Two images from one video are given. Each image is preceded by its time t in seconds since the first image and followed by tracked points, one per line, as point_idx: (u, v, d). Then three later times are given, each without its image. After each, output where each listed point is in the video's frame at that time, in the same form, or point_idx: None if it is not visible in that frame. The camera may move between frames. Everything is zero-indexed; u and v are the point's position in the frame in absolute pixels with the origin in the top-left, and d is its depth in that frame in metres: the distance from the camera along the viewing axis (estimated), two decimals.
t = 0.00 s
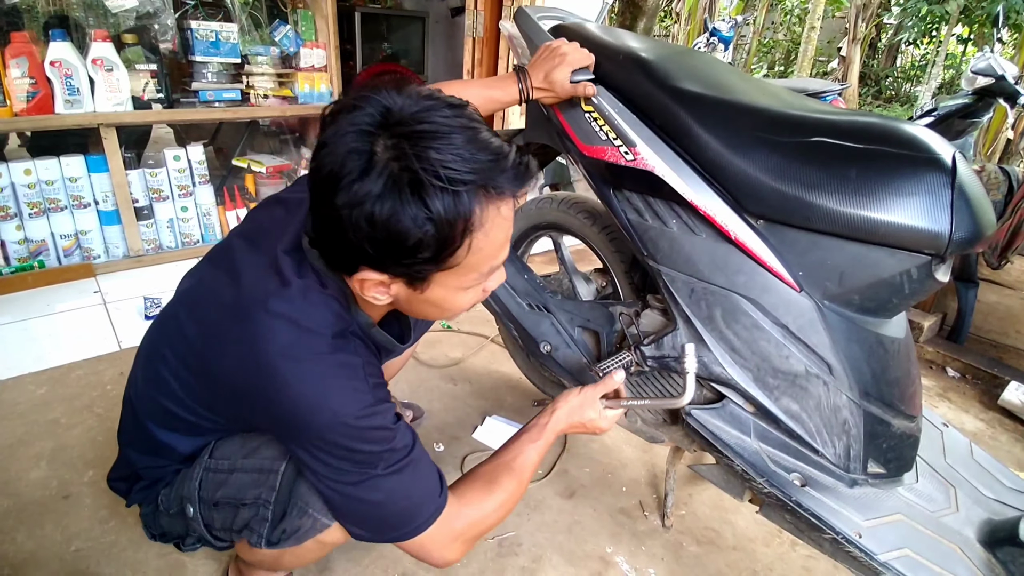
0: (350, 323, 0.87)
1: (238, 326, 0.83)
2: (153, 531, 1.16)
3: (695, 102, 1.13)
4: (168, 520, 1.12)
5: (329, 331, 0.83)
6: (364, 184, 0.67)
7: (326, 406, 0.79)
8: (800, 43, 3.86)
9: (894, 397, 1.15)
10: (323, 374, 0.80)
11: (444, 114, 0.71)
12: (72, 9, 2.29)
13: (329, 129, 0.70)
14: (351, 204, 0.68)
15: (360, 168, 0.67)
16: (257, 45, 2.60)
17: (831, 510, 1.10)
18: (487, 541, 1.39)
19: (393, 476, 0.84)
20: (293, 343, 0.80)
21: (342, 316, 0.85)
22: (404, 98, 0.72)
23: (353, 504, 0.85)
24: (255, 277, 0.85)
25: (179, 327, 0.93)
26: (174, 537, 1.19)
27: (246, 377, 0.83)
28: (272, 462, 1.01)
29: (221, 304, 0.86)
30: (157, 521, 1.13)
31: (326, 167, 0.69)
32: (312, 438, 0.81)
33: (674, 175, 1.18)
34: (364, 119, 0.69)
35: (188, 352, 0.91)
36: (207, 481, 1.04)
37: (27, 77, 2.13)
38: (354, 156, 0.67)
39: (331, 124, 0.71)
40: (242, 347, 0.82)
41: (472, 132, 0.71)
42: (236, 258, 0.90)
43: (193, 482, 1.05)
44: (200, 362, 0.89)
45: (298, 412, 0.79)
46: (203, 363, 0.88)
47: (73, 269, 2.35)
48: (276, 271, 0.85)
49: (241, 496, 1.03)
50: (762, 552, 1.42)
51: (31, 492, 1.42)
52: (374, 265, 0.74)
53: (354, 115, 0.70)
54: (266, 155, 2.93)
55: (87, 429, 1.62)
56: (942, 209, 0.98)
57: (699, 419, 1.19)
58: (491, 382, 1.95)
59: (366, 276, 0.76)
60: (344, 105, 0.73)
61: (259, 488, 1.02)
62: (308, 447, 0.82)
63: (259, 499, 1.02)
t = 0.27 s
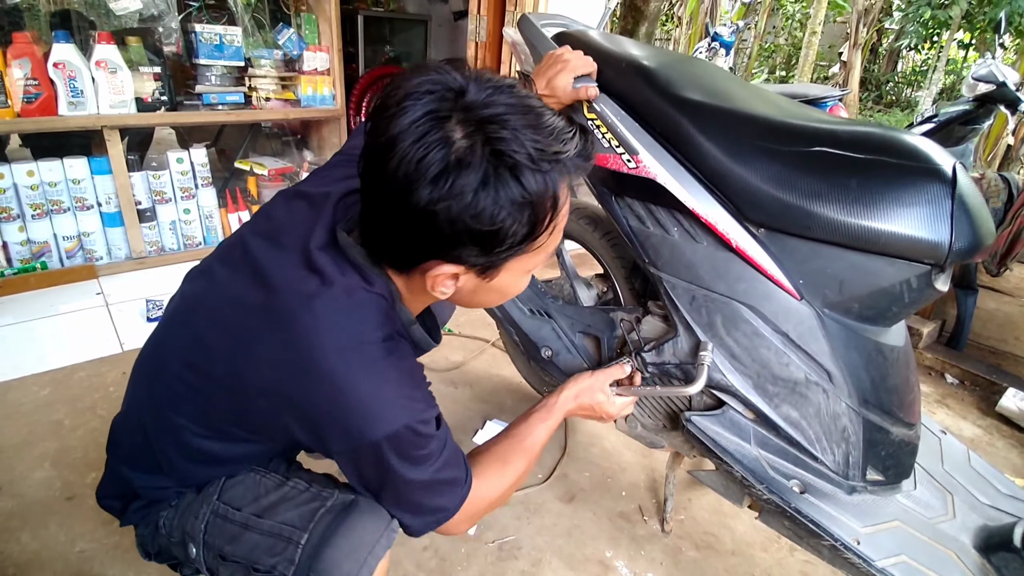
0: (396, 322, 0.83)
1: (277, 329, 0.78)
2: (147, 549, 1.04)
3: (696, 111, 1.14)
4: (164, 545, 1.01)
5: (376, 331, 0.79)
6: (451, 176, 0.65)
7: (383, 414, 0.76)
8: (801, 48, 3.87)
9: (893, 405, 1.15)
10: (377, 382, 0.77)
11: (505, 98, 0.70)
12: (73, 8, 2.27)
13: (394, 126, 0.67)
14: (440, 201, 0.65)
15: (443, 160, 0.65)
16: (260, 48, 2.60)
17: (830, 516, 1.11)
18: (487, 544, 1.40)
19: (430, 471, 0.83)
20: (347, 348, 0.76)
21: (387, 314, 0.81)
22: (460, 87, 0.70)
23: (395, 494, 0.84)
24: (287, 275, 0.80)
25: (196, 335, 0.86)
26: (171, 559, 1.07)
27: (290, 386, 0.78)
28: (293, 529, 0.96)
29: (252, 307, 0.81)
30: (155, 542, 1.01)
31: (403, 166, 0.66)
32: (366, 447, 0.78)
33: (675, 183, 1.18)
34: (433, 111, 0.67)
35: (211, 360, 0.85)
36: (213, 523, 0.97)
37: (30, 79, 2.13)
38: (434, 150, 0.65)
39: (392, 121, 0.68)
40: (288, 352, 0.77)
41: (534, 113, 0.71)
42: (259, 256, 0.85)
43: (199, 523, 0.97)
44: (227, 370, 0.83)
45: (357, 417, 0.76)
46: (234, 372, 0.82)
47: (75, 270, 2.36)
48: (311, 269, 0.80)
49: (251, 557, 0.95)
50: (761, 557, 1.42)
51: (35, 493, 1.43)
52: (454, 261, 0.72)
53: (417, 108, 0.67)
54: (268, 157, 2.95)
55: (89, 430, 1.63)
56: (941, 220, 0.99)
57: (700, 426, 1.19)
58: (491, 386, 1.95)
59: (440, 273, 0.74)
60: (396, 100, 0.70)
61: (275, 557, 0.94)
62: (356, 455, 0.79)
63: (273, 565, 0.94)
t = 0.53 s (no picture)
0: (413, 356, 0.83)
1: (295, 378, 0.77)
2: (164, 559, 1.04)
3: (695, 111, 1.14)
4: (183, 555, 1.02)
5: (397, 379, 0.79)
6: (528, 207, 0.65)
7: (399, 466, 0.77)
8: (797, 48, 3.88)
9: (893, 405, 1.15)
10: (394, 434, 0.77)
11: (536, 104, 0.68)
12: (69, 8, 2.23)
13: (446, 171, 0.64)
14: (525, 234, 0.66)
15: (520, 197, 0.64)
16: (257, 48, 2.59)
17: (831, 517, 1.11)
18: (487, 546, 1.39)
19: (443, 501, 0.84)
20: (365, 401, 0.76)
21: (405, 359, 0.81)
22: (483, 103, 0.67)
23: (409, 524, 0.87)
24: (305, 319, 0.78)
25: (212, 367, 0.85)
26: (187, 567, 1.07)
27: (307, 434, 0.78)
28: (350, 550, 0.96)
29: (269, 350, 0.80)
30: (174, 554, 1.02)
31: (476, 211, 0.64)
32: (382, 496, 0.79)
33: (674, 183, 1.18)
34: (484, 148, 0.64)
35: (226, 395, 0.84)
36: (256, 540, 0.98)
37: (26, 80, 2.12)
38: (504, 187, 0.64)
39: (443, 166, 0.64)
40: (303, 403, 0.77)
41: (564, 108, 0.69)
42: (272, 294, 0.82)
43: (237, 537, 0.98)
44: (241, 408, 0.83)
45: (374, 470, 0.77)
46: (249, 413, 0.82)
47: (71, 272, 2.35)
48: (328, 312, 0.78)
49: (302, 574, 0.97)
50: (762, 558, 1.42)
51: (32, 497, 1.42)
52: (530, 277, 0.73)
53: (465, 147, 0.64)
54: (265, 157, 2.94)
55: (86, 433, 1.62)
56: (941, 219, 0.99)
57: (700, 427, 1.19)
58: (490, 387, 1.95)
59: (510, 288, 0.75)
60: (427, 138, 0.65)
61: None
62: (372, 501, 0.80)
63: None
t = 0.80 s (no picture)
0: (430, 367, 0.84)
1: (319, 384, 0.78)
2: (169, 558, 1.04)
3: (694, 119, 1.15)
4: (189, 552, 1.01)
5: (417, 386, 0.80)
6: (556, 233, 0.67)
7: (415, 470, 0.78)
8: (796, 54, 3.90)
9: (889, 412, 1.16)
10: (412, 438, 0.78)
11: (563, 137, 0.71)
12: (71, 11, 2.25)
13: (479, 197, 0.66)
14: (552, 259, 0.68)
15: (550, 221, 0.67)
16: (258, 51, 2.60)
17: (827, 523, 1.11)
18: (484, 550, 1.39)
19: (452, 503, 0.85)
20: (387, 403, 0.76)
21: (425, 367, 0.82)
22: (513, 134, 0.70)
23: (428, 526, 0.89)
24: (330, 324, 0.79)
25: (234, 371, 0.85)
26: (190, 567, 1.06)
27: (324, 436, 0.78)
28: (361, 540, 0.93)
29: (293, 357, 0.80)
30: (181, 552, 1.01)
31: (507, 236, 0.66)
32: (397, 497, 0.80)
33: (673, 190, 1.19)
34: (520, 175, 0.66)
35: (247, 400, 0.85)
36: (267, 531, 0.96)
37: (27, 81, 2.13)
38: (535, 215, 0.66)
39: (477, 192, 0.66)
40: (325, 404, 0.77)
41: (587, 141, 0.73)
42: (298, 303, 0.83)
43: (247, 531, 0.97)
44: (263, 413, 0.83)
45: (393, 476, 0.77)
46: (270, 418, 0.82)
47: (71, 273, 2.35)
48: (354, 321, 0.79)
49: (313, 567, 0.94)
50: (758, 564, 1.42)
51: (29, 498, 1.42)
52: (548, 298, 0.75)
53: (499, 176, 0.66)
54: (265, 159, 2.95)
55: (84, 434, 1.62)
56: (938, 227, 0.99)
57: (696, 432, 1.19)
58: (488, 391, 1.95)
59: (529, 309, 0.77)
60: (460, 167, 0.68)
61: (343, 567, 0.93)
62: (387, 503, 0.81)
63: None
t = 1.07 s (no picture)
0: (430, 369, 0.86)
1: (323, 377, 0.82)
2: (187, 534, 1.10)
3: (695, 125, 1.15)
4: (204, 526, 1.08)
5: (415, 383, 0.83)
6: (520, 240, 0.68)
7: (410, 464, 0.81)
8: (798, 61, 3.91)
9: (888, 418, 1.17)
10: (407, 433, 0.81)
11: (564, 162, 0.73)
12: (75, 15, 2.28)
13: (460, 195, 0.69)
14: (513, 265, 0.68)
15: (515, 232, 0.68)
16: (261, 56, 2.61)
17: (826, 529, 1.11)
18: (483, 555, 1.39)
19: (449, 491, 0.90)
20: (385, 400, 0.80)
21: (425, 367, 0.84)
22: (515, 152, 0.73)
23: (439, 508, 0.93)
24: (337, 322, 0.83)
25: (251, 363, 0.90)
26: (207, 544, 1.12)
27: (327, 427, 0.82)
28: (349, 504, 1.02)
29: (303, 350, 0.85)
30: (198, 525, 1.08)
31: (473, 233, 0.68)
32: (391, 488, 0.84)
33: (675, 195, 1.18)
34: (500, 184, 0.69)
35: (261, 389, 0.89)
36: (267, 501, 1.04)
37: (31, 83, 2.14)
38: (504, 219, 0.67)
39: (460, 190, 0.70)
40: (328, 398, 0.81)
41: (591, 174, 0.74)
42: (311, 300, 0.87)
43: (251, 500, 1.05)
44: (275, 402, 0.88)
45: (389, 467, 0.81)
46: (281, 408, 0.87)
47: (73, 275, 2.36)
48: (359, 319, 0.82)
49: (306, 530, 1.03)
50: (757, 570, 1.42)
51: (30, 499, 1.42)
52: (517, 314, 0.75)
53: (482, 179, 0.69)
54: (268, 163, 2.96)
55: (85, 436, 1.62)
56: (937, 235, 1.00)
57: (697, 438, 1.18)
58: (488, 396, 1.95)
59: (502, 322, 0.77)
60: (456, 169, 0.72)
61: (330, 528, 1.02)
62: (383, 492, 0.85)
63: (330, 538, 1.02)
